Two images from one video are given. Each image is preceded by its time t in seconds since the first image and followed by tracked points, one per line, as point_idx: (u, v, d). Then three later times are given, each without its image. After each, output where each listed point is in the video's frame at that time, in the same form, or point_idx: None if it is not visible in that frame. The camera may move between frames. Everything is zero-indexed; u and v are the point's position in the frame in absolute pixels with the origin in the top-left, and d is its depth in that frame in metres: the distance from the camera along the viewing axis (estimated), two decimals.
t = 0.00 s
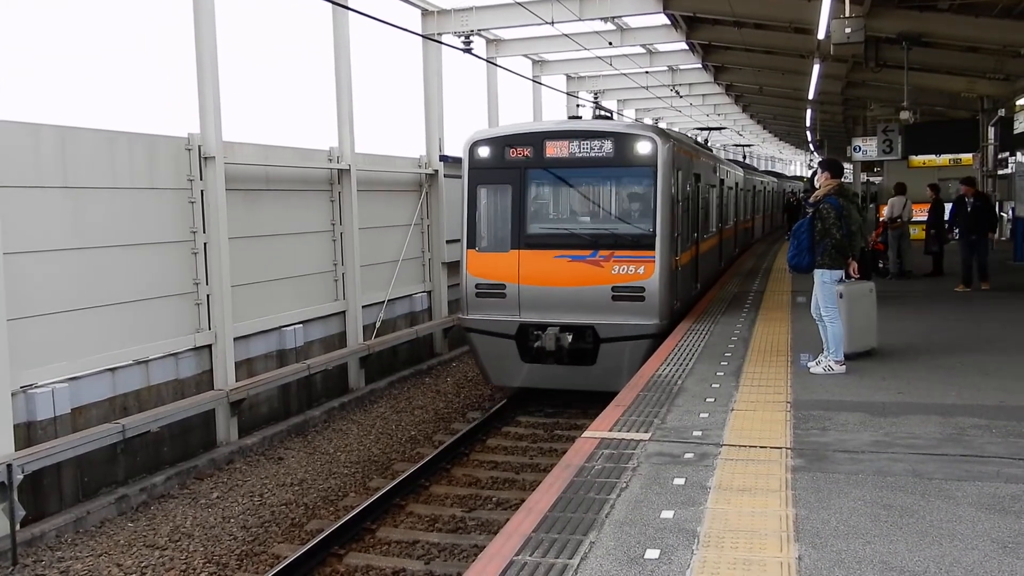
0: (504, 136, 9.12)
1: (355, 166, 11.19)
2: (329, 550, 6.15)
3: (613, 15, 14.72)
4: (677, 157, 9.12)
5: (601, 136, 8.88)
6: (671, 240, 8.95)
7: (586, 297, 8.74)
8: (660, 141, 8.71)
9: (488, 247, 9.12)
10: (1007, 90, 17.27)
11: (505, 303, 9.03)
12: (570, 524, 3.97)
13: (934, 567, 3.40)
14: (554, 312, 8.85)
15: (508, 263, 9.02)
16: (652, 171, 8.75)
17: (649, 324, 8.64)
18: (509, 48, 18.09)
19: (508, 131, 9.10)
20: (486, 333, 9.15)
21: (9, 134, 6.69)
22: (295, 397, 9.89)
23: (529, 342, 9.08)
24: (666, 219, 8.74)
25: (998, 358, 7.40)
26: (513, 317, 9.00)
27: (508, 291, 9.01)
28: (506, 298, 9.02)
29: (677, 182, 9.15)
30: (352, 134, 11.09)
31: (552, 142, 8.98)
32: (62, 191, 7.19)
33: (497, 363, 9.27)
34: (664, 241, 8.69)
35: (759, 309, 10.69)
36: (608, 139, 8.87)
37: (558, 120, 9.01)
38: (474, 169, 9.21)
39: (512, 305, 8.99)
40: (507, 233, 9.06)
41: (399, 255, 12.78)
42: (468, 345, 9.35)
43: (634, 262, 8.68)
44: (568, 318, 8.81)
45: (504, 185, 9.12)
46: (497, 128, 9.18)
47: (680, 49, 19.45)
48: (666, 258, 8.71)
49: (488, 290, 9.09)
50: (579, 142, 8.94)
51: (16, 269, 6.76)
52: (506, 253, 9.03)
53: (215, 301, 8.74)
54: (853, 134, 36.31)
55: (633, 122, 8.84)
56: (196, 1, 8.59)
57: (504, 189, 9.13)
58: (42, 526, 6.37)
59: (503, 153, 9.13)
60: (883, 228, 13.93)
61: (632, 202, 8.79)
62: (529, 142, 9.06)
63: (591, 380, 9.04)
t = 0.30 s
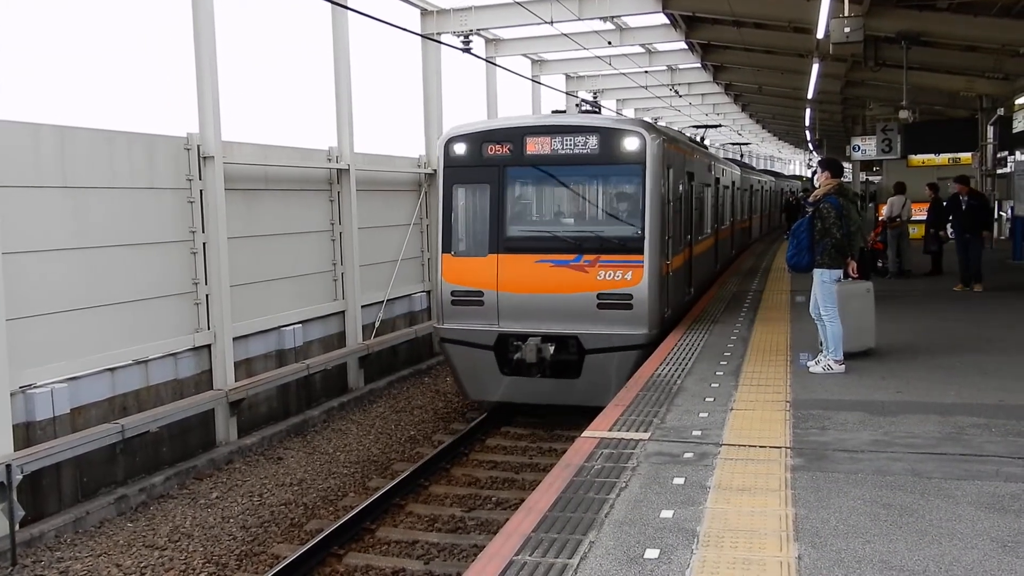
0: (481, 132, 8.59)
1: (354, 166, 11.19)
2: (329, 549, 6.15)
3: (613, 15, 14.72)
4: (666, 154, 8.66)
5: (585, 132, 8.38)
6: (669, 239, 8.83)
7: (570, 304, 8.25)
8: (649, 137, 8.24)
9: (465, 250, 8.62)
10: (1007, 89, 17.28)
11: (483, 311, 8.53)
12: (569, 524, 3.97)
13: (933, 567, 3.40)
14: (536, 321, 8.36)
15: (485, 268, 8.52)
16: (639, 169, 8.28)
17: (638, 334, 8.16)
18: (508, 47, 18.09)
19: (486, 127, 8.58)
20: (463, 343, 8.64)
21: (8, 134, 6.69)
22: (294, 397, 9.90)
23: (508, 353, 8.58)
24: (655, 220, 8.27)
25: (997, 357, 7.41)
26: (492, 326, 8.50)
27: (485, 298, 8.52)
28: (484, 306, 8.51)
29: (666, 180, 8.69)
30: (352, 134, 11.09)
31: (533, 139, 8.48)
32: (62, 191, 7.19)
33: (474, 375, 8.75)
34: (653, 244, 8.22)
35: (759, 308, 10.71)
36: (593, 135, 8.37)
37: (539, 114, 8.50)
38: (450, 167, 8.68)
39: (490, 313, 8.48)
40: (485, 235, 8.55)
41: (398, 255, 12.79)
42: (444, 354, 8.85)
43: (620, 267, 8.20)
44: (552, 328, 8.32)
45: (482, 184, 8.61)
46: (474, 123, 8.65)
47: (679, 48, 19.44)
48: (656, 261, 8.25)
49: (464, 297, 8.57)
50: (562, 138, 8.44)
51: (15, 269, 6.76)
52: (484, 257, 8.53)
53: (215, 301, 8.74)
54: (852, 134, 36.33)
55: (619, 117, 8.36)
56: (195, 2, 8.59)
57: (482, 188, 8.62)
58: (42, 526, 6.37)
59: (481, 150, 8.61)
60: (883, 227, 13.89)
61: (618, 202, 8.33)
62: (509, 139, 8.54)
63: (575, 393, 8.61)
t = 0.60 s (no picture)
0: (457, 127, 8.09)
1: (353, 166, 11.18)
2: (328, 549, 6.15)
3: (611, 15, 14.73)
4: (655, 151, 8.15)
5: (568, 127, 7.88)
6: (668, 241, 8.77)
7: (553, 312, 7.79)
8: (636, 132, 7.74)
9: (441, 253, 8.15)
10: (1007, 88, 17.29)
11: (460, 319, 8.06)
12: (568, 524, 3.96)
13: (932, 567, 3.39)
14: (517, 330, 7.89)
15: (463, 273, 8.04)
16: (627, 166, 7.78)
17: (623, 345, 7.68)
18: (507, 47, 18.10)
19: (462, 122, 8.08)
20: (438, 355, 8.18)
21: (6, 134, 6.68)
22: (293, 397, 9.89)
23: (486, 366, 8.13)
24: (644, 221, 7.79)
25: (996, 356, 7.40)
26: (470, 335, 8.04)
27: (462, 305, 8.06)
28: (462, 314, 8.05)
29: (656, 178, 8.20)
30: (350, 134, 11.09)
31: (512, 134, 7.97)
32: (60, 191, 7.19)
33: (451, 389, 8.30)
34: (642, 247, 7.74)
35: (757, 307, 10.71)
36: (577, 130, 7.87)
37: (518, 109, 7.99)
38: (424, 166, 8.18)
39: (468, 321, 8.02)
40: (463, 238, 8.08)
41: (397, 254, 12.79)
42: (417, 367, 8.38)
43: (606, 272, 7.73)
44: (533, 338, 7.87)
45: (458, 183, 8.12)
46: (448, 118, 8.14)
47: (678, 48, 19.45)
48: (645, 266, 7.77)
49: (440, 305, 8.11)
50: (543, 134, 7.94)
51: (13, 270, 6.75)
52: (460, 261, 8.06)
53: (213, 301, 8.73)
54: (851, 133, 36.35)
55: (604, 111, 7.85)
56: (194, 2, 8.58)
57: (459, 188, 8.13)
58: (41, 527, 6.36)
59: (457, 146, 8.11)
60: (882, 227, 13.89)
61: (605, 202, 7.84)
62: (487, 134, 8.04)
63: (558, 406, 8.15)
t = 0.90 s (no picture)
0: (432, 122, 7.55)
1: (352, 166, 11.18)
2: (326, 550, 6.14)
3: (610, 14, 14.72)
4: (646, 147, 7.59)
5: (551, 122, 7.33)
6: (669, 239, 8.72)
7: (535, 320, 7.25)
8: (624, 128, 7.19)
9: (415, 257, 7.61)
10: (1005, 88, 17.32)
11: (436, 328, 7.53)
12: (566, 524, 3.96)
13: (931, 567, 3.39)
14: (496, 340, 7.36)
15: (439, 280, 7.52)
16: (614, 165, 7.22)
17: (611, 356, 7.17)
18: (506, 47, 18.10)
19: (438, 117, 7.54)
20: (412, 366, 7.65)
21: (5, 135, 6.68)
22: (292, 397, 9.88)
23: (464, 376, 7.64)
24: (633, 224, 7.24)
25: (995, 356, 7.40)
26: (446, 346, 7.52)
27: (438, 312, 7.52)
28: (438, 323, 7.52)
29: (646, 178, 7.64)
30: (349, 135, 11.10)
31: (492, 130, 7.43)
32: (59, 191, 7.18)
33: (427, 402, 7.79)
34: (630, 250, 7.19)
35: (756, 307, 10.72)
36: (561, 125, 7.32)
37: (498, 103, 7.45)
38: (398, 164, 7.65)
39: (445, 330, 7.49)
40: (438, 241, 7.54)
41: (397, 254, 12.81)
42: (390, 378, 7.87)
43: (591, 278, 7.19)
44: (513, 348, 7.34)
45: (433, 182, 7.58)
46: (424, 113, 7.61)
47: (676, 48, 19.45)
48: (633, 271, 7.22)
49: (415, 313, 7.58)
50: (524, 130, 7.39)
51: (12, 270, 6.75)
52: (436, 265, 7.53)
53: (212, 301, 8.73)
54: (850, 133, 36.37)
55: (590, 105, 7.30)
56: (193, 1, 8.58)
57: (434, 188, 7.59)
58: (39, 527, 6.36)
59: (432, 143, 7.57)
60: (880, 226, 13.93)
61: (590, 203, 7.30)
62: (464, 130, 7.50)
63: (540, 420, 7.62)
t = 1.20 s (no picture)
0: (407, 117, 6.98)
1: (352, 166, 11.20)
2: (326, 549, 6.14)
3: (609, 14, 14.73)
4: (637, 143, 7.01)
5: (534, 117, 6.76)
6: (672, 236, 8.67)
7: (517, 329, 6.68)
8: (612, 123, 6.60)
9: (389, 261, 7.03)
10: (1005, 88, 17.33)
11: (412, 337, 6.96)
12: (566, 524, 3.96)
13: (930, 567, 3.39)
14: (477, 350, 6.80)
15: (414, 286, 6.94)
16: (602, 162, 6.65)
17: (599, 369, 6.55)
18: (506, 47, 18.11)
19: (414, 111, 6.97)
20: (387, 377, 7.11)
21: (5, 134, 6.67)
22: (292, 396, 9.88)
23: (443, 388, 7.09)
24: (623, 226, 6.66)
25: (995, 356, 7.40)
26: (422, 357, 6.95)
27: (413, 320, 6.96)
28: (413, 332, 6.95)
29: (637, 176, 7.05)
30: (349, 135, 11.12)
31: (471, 125, 6.86)
32: (59, 191, 7.18)
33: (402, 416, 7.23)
34: (619, 254, 6.60)
35: (756, 307, 10.71)
36: (546, 120, 6.74)
37: (479, 97, 6.89)
38: (371, 162, 7.08)
39: (421, 340, 6.93)
40: (413, 244, 6.96)
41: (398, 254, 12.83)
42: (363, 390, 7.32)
43: (577, 284, 6.60)
44: (494, 359, 6.78)
45: (408, 181, 7.01)
46: (399, 107, 7.04)
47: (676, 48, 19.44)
48: (622, 276, 6.62)
49: (389, 321, 7.02)
50: (506, 125, 6.81)
51: (11, 269, 6.74)
52: (411, 270, 6.96)
53: (212, 300, 8.74)
54: (851, 133, 36.37)
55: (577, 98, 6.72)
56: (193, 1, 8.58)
57: (410, 187, 7.01)
58: (39, 526, 6.35)
59: (407, 139, 7.00)
60: (879, 226, 13.93)
61: (577, 203, 6.72)
62: (442, 125, 6.92)
63: (523, 436, 7.02)
